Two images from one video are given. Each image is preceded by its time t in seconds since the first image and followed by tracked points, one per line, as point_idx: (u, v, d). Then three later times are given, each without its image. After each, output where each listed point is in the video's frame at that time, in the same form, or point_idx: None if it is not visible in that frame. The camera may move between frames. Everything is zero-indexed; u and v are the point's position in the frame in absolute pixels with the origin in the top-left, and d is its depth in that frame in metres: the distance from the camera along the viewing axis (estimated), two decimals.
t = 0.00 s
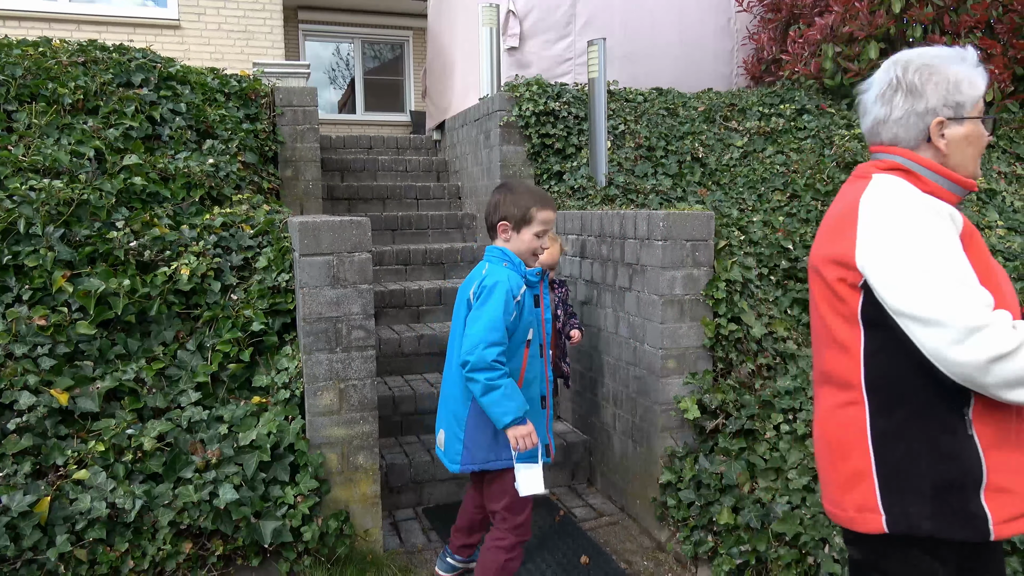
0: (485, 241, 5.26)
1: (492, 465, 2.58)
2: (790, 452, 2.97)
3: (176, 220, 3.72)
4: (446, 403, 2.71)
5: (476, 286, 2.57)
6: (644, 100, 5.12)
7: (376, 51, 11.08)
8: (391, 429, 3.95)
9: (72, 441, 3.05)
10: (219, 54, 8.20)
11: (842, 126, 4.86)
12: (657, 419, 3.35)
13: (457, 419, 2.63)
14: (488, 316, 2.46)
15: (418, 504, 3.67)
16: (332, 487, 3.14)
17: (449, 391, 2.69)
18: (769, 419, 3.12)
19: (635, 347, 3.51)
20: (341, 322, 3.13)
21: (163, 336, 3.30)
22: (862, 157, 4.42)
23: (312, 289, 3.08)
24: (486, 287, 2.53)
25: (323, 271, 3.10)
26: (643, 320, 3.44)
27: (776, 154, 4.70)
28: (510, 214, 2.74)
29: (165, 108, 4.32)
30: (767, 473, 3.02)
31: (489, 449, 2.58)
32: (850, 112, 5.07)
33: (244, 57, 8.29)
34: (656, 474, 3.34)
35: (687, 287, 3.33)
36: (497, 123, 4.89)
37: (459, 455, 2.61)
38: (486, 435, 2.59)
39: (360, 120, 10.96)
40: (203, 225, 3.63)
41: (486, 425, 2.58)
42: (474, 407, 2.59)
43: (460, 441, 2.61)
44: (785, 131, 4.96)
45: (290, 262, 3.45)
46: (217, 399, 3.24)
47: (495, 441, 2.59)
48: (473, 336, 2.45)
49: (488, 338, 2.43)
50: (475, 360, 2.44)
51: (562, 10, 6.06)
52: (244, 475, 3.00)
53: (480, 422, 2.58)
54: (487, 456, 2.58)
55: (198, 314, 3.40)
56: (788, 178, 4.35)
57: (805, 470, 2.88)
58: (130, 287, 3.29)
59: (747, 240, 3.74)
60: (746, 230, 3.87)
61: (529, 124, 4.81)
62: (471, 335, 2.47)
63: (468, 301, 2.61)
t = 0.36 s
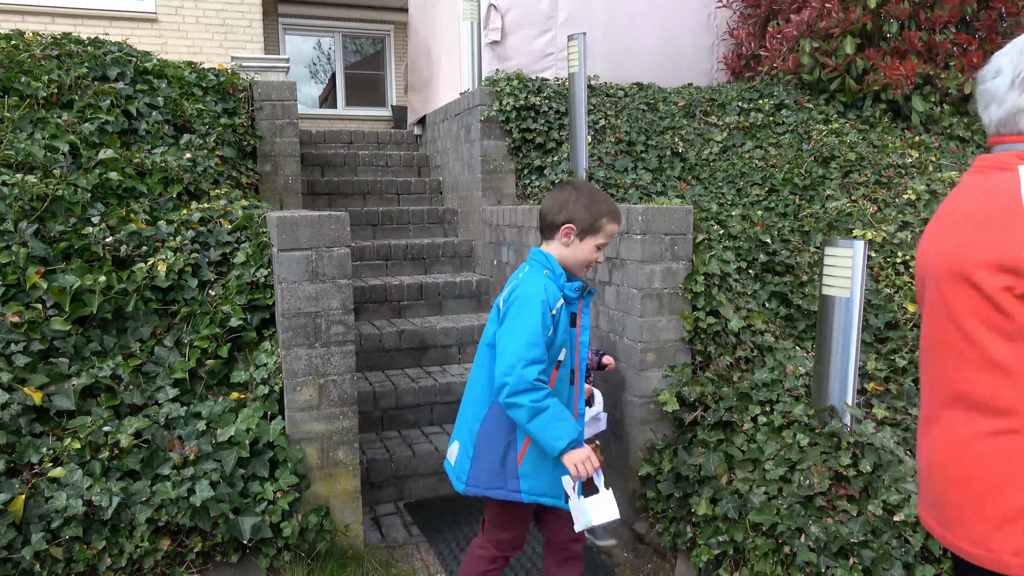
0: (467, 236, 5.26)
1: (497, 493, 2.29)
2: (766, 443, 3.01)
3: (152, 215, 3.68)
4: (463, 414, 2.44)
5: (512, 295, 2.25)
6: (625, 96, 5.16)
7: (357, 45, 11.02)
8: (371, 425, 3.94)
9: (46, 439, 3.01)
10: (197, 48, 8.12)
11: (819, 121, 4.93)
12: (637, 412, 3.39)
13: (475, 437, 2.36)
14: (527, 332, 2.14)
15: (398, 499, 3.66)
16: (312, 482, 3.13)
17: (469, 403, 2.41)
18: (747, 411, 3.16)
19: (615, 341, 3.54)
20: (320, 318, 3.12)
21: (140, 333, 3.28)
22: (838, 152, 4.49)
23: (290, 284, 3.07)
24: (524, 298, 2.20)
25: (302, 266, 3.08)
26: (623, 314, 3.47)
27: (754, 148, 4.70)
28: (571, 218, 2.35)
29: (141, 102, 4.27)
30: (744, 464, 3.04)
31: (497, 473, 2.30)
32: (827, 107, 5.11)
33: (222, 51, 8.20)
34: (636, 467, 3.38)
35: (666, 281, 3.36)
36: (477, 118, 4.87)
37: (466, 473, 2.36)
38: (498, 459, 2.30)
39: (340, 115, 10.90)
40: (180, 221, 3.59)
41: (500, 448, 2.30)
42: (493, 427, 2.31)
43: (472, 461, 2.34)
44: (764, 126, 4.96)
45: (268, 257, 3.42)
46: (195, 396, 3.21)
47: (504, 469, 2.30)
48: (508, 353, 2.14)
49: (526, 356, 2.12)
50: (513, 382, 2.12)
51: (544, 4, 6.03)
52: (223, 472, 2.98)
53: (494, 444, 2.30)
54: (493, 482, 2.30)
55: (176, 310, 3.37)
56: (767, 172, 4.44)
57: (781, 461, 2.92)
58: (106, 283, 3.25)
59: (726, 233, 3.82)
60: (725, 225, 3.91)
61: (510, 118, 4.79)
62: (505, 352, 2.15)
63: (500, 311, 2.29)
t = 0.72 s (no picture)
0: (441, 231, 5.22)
1: (632, 522, 2.12)
2: (737, 435, 2.98)
3: (120, 210, 3.63)
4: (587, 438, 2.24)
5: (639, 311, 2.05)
6: (599, 91, 5.18)
7: (331, 39, 10.93)
8: (345, 420, 3.92)
9: (11, 438, 2.96)
10: (167, 41, 8.01)
11: (790, 117, 4.98)
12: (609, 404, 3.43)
13: (600, 462, 2.17)
14: (664, 349, 1.92)
15: (372, 494, 3.66)
16: (284, 478, 3.12)
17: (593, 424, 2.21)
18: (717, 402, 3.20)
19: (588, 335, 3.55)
20: (291, 313, 3.09)
21: (107, 329, 3.23)
22: (808, 147, 4.55)
23: (261, 279, 3.05)
24: (655, 315, 1.98)
25: (273, 261, 3.06)
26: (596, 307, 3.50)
27: (726, 143, 4.72)
28: (713, 236, 2.09)
29: (108, 95, 4.20)
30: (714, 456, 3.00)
31: (630, 502, 2.12)
32: (798, 103, 5.16)
33: (192, 44, 8.09)
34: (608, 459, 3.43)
35: (638, 274, 3.39)
36: (451, 112, 4.85)
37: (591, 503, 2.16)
38: (631, 485, 2.12)
39: (313, 108, 10.78)
40: (148, 216, 3.54)
41: (633, 474, 2.12)
42: (624, 450, 2.13)
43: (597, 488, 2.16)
44: (736, 121, 4.97)
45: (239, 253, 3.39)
46: (164, 392, 3.17)
47: (642, 495, 2.11)
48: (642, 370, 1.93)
49: (665, 372, 1.90)
50: (650, 401, 1.91)
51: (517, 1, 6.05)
52: (193, 469, 2.94)
53: (630, 470, 2.12)
54: (628, 511, 2.12)
55: (144, 306, 3.33)
56: (739, 166, 4.44)
57: (751, 452, 2.91)
58: (72, 279, 3.20)
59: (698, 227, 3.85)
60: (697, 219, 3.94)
61: (484, 113, 4.77)
62: (637, 373, 1.94)
63: (628, 326, 2.09)
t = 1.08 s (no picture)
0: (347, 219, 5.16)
1: (819, 563, 1.86)
2: (633, 418, 3.23)
3: None
4: (734, 483, 1.92)
5: (832, 339, 1.82)
6: (507, 82, 5.23)
7: (236, 22, 10.55)
8: (245, 415, 3.83)
9: None
10: (53, 18, 7.55)
11: (689, 111, 5.16)
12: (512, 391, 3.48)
13: (779, 504, 1.84)
14: (887, 383, 1.74)
15: (272, 489, 3.59)
16: (176, 475, 3.01)
17: (745, 469, 1.90)
18: (615, 387, 3.36)
19: (491, 323, 3.60)
20: (182, 304, 2.98)
21: None
22: (706, 141, 4.73)
23: (150, 269, 2.92)
24: (861, 344, 1.80)
25: (162, 250, 2.94)
26: (499, 296, 3.54)
27: (630, 136, 4.83)
28: (844, 256, 1.96)
29: None
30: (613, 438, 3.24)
31: (819, 542, 1.86)
32: (697, 98, 5.35)
33: (81, 22, 7.63)
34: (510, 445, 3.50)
35: (540, 264, 3.44)
36: (357, 100, 4.77)
37: (768, 544, 1.85)
38: (820, 526, 1.85)
39: (215, 94, 10.34)
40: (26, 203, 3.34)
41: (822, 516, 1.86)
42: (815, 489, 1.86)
43: (779, 532, 1.84)
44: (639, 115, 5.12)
45: (124, 242, 3.23)
46: (43, 389, 3.00)
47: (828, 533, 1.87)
48: (871, 415, 1.73)
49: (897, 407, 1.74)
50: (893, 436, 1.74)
51: None
52: (74, 469, 2.79)
53: (822, 511, 1.85)
54: (817, 552, 1.85)
55: (21, 298, 3.14)
56: (640, 160, 4.58)
57: (646, 433, 3.16)
58: None
59: (601, 218, 3.95)
60: (600, 210, 4.03)
61: (390, 101, 4.75)
62: (863, 415, 1.74)
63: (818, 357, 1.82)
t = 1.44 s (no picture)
0: (194, 200, 4.91)
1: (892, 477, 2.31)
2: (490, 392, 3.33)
3: None
4: (842, 408, 2.35)
5: (915, 301, 2.21)
6: (363, 61, 5.16)
7: None
8: (79, 411, 3.56)
9: None
10: None
11: (545, 94, 5.29)
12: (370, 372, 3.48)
13: (860, 429, 2.30)
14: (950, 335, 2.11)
15: (113, 488, 3.38)
16: None
17: (841, 401, 2.35)
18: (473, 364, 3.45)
19: (348, 305, 3.57)
20: None
21: None
22: (560, 124, 4.89)
23: None
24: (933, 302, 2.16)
25: None
26: (354, 277, 3.50)
27: (487, 118, 4.87)
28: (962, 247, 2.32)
29: None
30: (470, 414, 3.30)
31: (890, 463, 2.30)
32: (553, 81, 5.51)
33: None
34: (370, 426, 3.51)
35: (396, 244, 3.42)
36: (199, 74, 4.55)
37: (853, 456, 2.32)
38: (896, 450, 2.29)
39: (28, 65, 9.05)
40: None
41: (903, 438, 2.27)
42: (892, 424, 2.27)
43: (863, 448, 2.30)
44: (496, 97, 5.19)
45: None
46: None
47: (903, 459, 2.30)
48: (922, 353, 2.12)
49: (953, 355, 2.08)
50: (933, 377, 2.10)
51: None
52: None
53: (896, 437, 2.27)
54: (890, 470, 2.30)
55: None
56: (498, 141, 4.62)
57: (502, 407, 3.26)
58: None
59: (459, 198, 4.00)
60: (458, 190, 4.09)
61: (237, 76, 4.56)
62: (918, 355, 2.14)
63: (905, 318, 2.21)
